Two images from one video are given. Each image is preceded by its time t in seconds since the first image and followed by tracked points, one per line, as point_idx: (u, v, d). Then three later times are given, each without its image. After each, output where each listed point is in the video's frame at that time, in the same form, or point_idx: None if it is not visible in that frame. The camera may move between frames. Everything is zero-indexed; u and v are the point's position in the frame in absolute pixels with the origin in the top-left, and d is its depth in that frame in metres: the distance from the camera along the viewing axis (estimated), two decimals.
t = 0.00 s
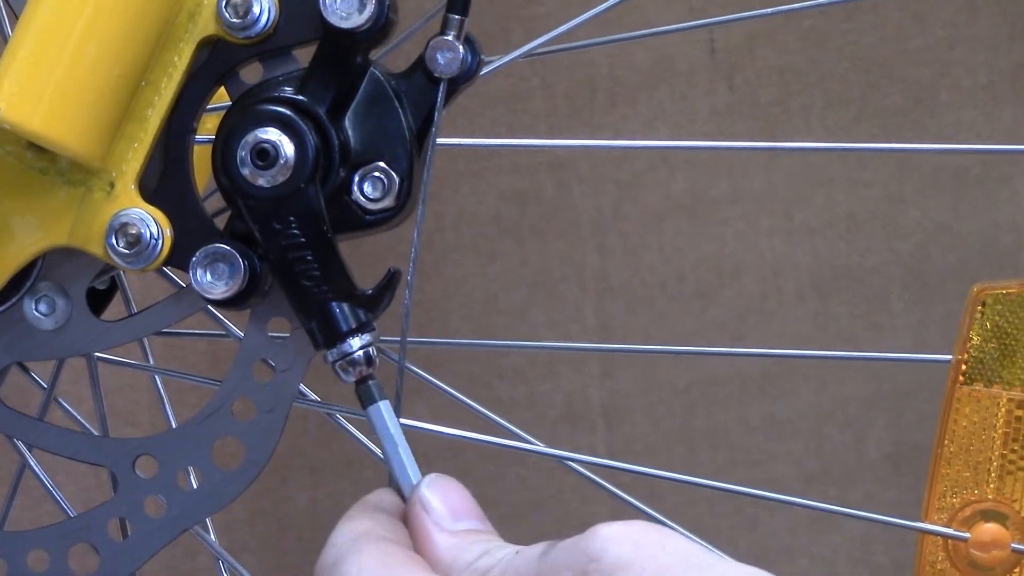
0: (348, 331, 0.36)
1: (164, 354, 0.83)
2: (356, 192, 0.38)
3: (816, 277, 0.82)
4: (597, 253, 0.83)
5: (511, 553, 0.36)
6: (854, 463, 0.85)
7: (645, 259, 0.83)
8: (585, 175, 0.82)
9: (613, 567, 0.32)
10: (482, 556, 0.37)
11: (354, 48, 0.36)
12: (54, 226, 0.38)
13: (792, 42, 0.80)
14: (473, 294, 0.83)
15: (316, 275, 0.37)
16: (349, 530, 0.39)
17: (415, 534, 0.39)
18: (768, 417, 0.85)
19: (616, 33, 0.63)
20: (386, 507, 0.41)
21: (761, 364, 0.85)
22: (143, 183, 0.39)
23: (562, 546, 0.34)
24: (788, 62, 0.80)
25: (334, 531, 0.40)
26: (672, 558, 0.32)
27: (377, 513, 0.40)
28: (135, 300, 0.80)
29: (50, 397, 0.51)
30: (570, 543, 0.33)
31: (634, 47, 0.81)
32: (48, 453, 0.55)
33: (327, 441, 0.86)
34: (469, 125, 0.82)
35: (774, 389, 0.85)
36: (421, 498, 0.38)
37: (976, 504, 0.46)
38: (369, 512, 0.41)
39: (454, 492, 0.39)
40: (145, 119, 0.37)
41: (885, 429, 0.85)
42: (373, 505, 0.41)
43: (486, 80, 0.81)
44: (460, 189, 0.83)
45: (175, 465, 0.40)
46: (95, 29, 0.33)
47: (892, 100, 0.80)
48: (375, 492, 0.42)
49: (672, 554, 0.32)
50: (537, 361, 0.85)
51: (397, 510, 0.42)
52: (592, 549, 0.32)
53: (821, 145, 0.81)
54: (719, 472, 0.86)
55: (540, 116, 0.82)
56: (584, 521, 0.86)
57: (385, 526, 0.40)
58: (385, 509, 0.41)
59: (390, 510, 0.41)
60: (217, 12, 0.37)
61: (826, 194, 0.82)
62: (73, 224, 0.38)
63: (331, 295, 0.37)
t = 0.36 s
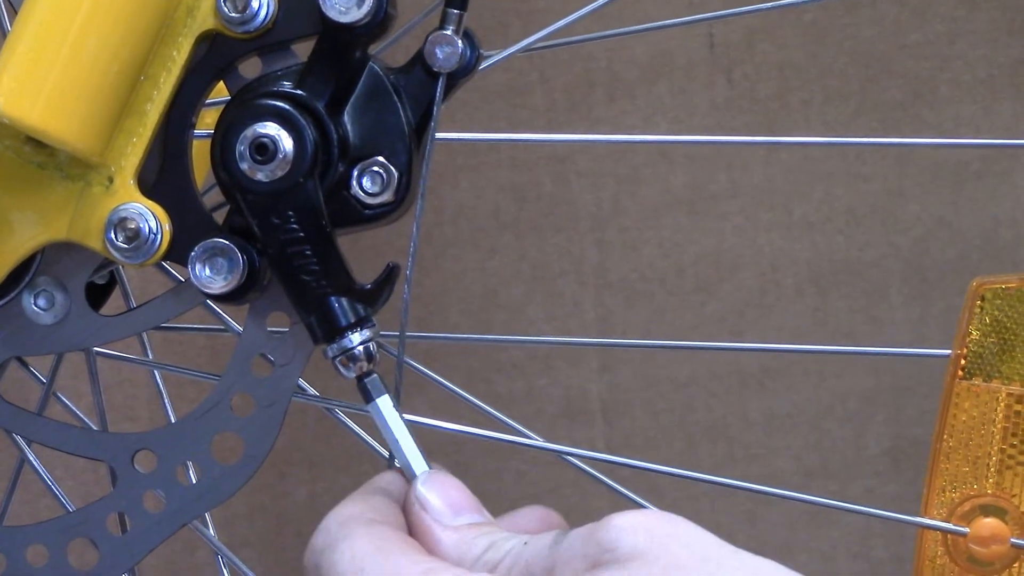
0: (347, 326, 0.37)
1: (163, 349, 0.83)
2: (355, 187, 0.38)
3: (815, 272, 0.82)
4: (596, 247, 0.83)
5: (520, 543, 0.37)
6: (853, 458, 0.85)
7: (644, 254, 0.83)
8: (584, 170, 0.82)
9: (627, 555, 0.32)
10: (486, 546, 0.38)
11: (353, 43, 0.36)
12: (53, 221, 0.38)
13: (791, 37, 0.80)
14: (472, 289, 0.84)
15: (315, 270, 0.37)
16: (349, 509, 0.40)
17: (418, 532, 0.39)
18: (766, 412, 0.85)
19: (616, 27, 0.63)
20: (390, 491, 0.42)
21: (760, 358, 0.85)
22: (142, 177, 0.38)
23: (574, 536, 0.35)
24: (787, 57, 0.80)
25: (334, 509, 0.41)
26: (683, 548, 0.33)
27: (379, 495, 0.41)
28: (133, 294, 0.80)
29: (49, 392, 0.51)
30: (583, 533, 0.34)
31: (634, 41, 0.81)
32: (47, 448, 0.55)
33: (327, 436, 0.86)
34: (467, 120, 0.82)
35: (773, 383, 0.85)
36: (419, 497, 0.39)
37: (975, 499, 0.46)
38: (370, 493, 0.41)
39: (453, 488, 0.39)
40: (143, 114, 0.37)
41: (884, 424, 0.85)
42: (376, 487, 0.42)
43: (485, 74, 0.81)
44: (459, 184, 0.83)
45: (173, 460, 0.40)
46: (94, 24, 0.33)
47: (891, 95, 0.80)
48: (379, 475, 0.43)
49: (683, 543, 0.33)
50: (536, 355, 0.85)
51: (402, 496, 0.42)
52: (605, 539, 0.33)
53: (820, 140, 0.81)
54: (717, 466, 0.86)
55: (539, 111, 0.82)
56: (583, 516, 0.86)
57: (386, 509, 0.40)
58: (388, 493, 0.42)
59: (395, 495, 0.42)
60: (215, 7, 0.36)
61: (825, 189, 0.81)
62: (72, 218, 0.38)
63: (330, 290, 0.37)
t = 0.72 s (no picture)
0: (346, 325, 0.36)
1: (162, 349, 0.83)
2: (354, 186, 0.38)
3: (814, 271, 0.82)
4: (596, 247, 0.83)
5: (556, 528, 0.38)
6: (852, 457, 0.85)
7: (643, 253, 0.83)
8: (583, 169, 0.82)
9: (640, 552, 0.33)
10: (523, 527, 0.40)
11: (352, 42, 0.36)
12: (52, 221, 0.38)
13: (790, 36, 0.80)
14: (471, 288, 0.84)
15: (314, 269, 0.37)
16: (360, 508, 0.40)
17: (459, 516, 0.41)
18: (765, 411, 0.85)
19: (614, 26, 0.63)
20: (397, 490, 0.41)
21: (758, 357, 0.85)
22: (141, 177, 0.38)
23: (592, 530, 0.36)
24: (786, 56, 0.80)
25: (343, 508, 0.41)
26: (693, 551, 0.33)
27: (390, 495, 0.41)
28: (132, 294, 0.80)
29: (48, 392, 0.51)
30: (603, 525, 0.35)
31: (633, 40, 0.81)
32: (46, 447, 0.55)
33: (326, 435, 0.86)
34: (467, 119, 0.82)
35: (772, 383, 0.85)
36: (469, 482, 0.41)
37: (973, 498, 0.46)
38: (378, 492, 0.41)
39: (501, 479, 0.42)
40: (143, 113, 0.37)
41: (883, 423, 0.85)
42: (382, 485, 0.41)
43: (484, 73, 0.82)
44: (458, 183, 0.83)
45: (172, 460, 0.40)
46: (93, 23, 0.33)
47: (891, 94, 0.80)
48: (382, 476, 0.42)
49: (693, 547, 0.34)
50: (536, 354, 0.85)
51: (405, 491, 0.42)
52: (623, 532, 0.34)
53: (819, 139, 0.81)
54: (717, 466, 0.86)
55: (538, 109, 0.82)
56: (582, 514, 0.86)
57: (396, 508, 0.40)
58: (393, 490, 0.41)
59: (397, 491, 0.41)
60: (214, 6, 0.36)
61: (824, 188, 0.82)
62: (71, 217, 0.38)
63: (329, 290, 0.37)
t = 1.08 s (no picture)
0: (346, 329, 0.36)
1: (161, 353, 0.83)
2: (354, 191, 0.38)
3: (813, 275, 0.82)
4: (595, 251, 0.83)
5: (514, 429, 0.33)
6: (852, 461, 0.85)
7: (643, 257, 0.83)
8: (582, 174, 0.83)
9: (607, 472, 0.29)
10: (479, 423, 0.34)
11: (352, 47, 0.36)
12: (51, 225, 0.38)
13: (789, 40, 0.80)
14: (471, 293, 0.84)
15: (313, 273, 0.36)
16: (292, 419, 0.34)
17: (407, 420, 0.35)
18: (765, 415, 0.85)
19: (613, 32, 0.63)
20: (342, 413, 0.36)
21: (758, 362, 0.85)
22: (142, 181, 0.38)
23: (559, 436, 0.31)
24: (785, 61, 0.80)
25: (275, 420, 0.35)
26: (664, 472, 0.29)
27: (323, 415, 0.34)
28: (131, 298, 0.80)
29: (47, 396, 0.51)
30: (572, 434, 0.31)
31: (633, 45, 0.81)
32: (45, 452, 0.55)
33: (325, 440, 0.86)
34: (466, 124, 0.82)
35: (771, 387, 0.85)
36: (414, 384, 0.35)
37: (973, 503, 0.46)
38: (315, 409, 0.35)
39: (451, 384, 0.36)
40: (143, 118, 0.37)
41: (883, 427, 0.85)
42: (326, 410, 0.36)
43: (484, 79, 0.82)
44: (458, 187, 0.83)
45: (172, 464, 0.40)
46: (92, 28, 0.33)
47: (889, 99, 0.80)
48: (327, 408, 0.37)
49: (666, 466, 0.29)
50: (535, 359, 0.85)
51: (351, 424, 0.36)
52: (586, 442, 0.30)
53: (819, 143, 0.81)
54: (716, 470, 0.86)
55: (538, 114, 0.82)
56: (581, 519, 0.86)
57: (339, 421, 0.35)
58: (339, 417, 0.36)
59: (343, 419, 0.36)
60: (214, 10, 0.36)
61: (823, 192, 0.82)
62: (71, 222, 0.38)
63: (329, 294, 0.37)
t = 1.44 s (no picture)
0: (345, 330, 0.37)
1: (160, 354, 0.83)
2: (353, 192, 0.38)
3: (811, 276, 0.82)
4: (595, 252, 0.83)
5: (465, 377, 0.35)
6: (850, 462, 0.85)
7: (641, 258, 0.83)
8: (581, 175, 0.82)
9: (550, 422, 0.31)
10: (434, 378, 0.36)
11: (351, 48, 0.36)
12: (51, 226, 0.38)
13: (788, 42, 0.80)
14: (470, 294, 0.84)
15: (311, 274, 0.36)
16: (267, 396, 0.35)
17: (364, 376, 0.36)
18: (763, 416, 0.85)
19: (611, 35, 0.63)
20: (307, 373, 0.37)
21: (757, 363, 0.85)
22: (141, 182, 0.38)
23: (504, 388, 0.33)
24: (784, 63, 0.81)
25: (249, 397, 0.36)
26: (612, 425, 0.30)
27: (297, 380, 0.36)
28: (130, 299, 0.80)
29: (46, 397, 0.51)
30: (515, 383, 0.32)
31: (633, 46, 0.81)
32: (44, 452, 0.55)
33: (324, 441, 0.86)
34: (465, 125, 0.82)
35: (770, 388, 0.85)
36: (370, 338, 0.36)
37: (972, 504, 0.46)
38: (285, 376, 0.36)
39: (404, 335, 0.37)
40: (142, 118, 0.37)
41: (883, 429, 0.85)
42: (293, 369, 0.37)
43: (483, 80, 0.82)
44: (457, 188, 0.83)
45: (170, 465, 0.40)
46: (91, 29, 0.33)
47: (887, 100, 0.80)
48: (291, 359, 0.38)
49: (612, 419, 0.31)
50: (534, 360, 0.85)
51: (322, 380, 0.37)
52: (534, 399, 0.31)
53: (817, 145, 0.81)
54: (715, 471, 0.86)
55: (537, 115, 0.82)
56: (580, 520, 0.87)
57: (309, 395, 0.36)
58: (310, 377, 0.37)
59: (315, 379, 0.37)
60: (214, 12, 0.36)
61: (822, 193, 0.82)
62: (70, 223, 0.38)
63: (328, 295, 0.37)
